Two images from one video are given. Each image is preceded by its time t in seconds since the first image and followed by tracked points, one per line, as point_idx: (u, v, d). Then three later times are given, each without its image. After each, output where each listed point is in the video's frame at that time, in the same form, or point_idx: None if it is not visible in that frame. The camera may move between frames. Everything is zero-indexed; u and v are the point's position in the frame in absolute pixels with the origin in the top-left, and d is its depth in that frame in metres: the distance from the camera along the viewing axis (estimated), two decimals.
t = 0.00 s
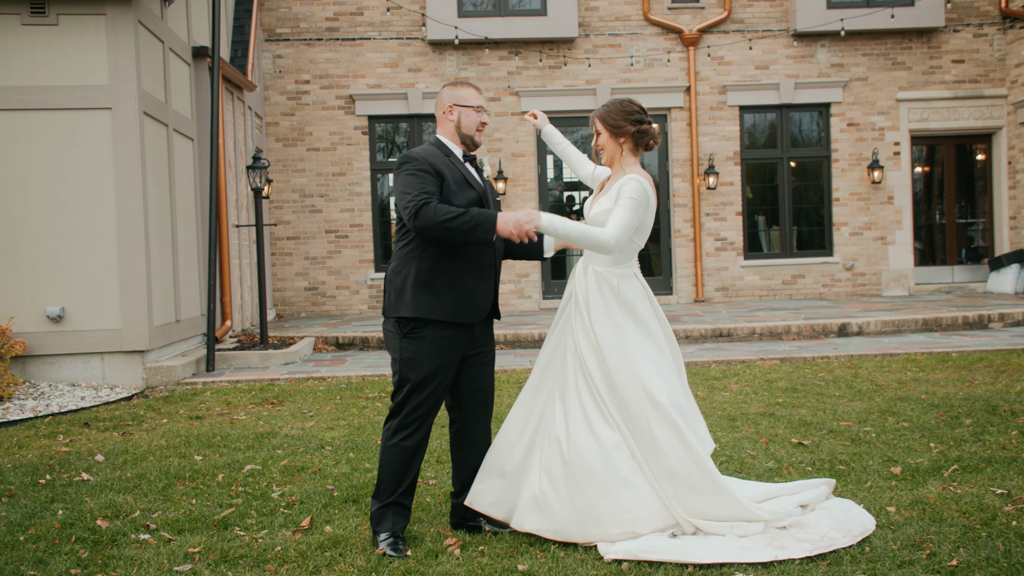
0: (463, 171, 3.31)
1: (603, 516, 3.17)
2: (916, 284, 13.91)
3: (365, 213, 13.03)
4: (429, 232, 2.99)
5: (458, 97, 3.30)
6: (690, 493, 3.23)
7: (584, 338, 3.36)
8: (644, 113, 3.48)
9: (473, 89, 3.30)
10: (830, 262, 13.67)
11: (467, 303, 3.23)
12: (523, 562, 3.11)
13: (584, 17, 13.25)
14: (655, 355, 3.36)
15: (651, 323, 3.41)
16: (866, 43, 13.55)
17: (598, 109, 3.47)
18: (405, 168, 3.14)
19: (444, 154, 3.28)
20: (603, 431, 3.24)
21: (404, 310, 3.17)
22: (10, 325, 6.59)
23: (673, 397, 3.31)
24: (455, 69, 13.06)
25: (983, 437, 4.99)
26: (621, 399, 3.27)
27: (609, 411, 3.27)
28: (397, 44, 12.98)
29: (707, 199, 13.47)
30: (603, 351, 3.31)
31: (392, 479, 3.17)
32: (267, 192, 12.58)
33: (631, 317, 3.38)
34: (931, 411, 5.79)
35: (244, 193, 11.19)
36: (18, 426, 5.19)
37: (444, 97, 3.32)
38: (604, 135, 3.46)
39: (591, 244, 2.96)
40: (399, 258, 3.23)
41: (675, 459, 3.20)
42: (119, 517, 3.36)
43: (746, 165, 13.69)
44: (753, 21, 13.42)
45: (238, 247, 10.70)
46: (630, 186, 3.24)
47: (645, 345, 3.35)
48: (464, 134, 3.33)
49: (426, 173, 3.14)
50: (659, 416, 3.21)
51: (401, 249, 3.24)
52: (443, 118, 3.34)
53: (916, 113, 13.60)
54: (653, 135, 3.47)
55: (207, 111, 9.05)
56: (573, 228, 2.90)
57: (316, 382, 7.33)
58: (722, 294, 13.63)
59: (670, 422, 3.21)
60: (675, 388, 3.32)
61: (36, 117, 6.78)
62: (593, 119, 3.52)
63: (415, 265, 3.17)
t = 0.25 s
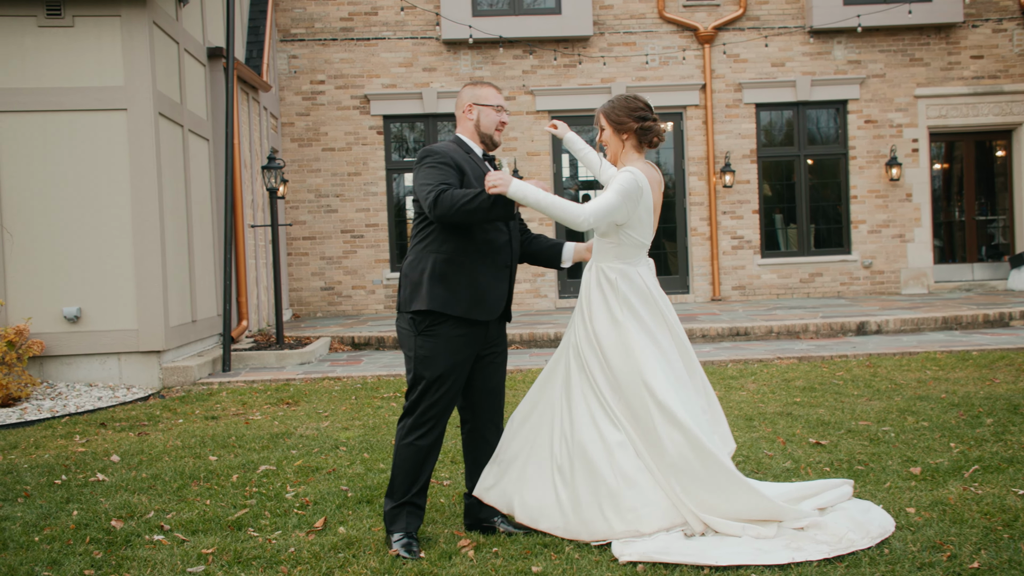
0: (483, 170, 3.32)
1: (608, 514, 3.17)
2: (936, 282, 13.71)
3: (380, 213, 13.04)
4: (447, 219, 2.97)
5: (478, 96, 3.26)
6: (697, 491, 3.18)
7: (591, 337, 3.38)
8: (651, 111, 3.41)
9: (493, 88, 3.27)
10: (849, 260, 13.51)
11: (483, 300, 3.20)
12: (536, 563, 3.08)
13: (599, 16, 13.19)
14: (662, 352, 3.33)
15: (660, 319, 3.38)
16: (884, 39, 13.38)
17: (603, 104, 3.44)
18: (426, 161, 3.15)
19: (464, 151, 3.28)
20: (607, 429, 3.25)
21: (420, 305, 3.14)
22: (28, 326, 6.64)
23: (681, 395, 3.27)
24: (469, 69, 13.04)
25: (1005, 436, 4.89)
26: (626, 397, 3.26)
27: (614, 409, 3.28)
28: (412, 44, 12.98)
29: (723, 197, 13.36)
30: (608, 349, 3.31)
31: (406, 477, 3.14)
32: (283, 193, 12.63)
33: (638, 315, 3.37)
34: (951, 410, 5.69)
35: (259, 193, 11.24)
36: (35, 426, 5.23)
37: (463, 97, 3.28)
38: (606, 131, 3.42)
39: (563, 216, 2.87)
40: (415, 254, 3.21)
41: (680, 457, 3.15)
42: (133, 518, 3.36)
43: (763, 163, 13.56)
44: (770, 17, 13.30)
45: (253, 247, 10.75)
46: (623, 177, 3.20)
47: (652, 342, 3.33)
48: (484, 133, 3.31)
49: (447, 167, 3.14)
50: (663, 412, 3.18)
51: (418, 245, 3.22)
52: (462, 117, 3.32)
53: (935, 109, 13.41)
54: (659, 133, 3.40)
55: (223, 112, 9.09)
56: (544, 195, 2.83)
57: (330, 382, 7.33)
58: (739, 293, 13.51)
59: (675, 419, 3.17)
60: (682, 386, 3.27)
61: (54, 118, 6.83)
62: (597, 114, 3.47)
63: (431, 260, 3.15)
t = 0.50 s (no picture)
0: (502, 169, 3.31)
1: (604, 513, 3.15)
2: (953, 284, 13.55)
3: (393, 213, 13.05)
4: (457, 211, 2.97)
5: (494, 97, 3.23)
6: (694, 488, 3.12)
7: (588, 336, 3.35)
8: (653, 110, 3.36)
9: (512, 89, 3.25)
10: (864, 261, 13.37)
11: (494, 298, 3.17)
12: (543, 567, 3.04)
13: (613, 15, 13.13)
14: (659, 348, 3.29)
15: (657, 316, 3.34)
16: (902, 38, 13.24)
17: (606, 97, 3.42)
18: (442, 156, 3.13)
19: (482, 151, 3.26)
20: (603, 427, 3.23)
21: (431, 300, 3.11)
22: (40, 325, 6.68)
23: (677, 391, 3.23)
24: (483, 69, 13.03)
25: (1021, 440, 4.80)
26: (622, 395, 3.23)
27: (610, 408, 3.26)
28: (425, 45, 12.99)
29: (737, 197, 13.26)
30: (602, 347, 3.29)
31: (413, 475, 3.12)
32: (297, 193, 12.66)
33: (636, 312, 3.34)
34: (966, 413, 5.60)
35: (272, 193, 11.27)
36: (46, 425, 5.26)
37: (481, 98, 3.26)
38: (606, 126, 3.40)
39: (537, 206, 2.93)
40: (427, 250, 3.19)
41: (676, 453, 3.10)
42: (139, 518, 3.36)
43: (778, 163, 13.45)
44: (785, 17, 13.20)
45: (266, 247, 10.79)
46: (609, 171, 3.18)
47: (648, 339, 3.29)
48: (500, 133, 3.29)
49: (464, 162, 3.13)
50: (658, 407, 3.15)
51: (431, 239, 3.20)
52: (479, 117, 3.30)
53: (952, 109, 13.25)
54: (658, 133, 3.36)
55: (236, 112, 9.13)
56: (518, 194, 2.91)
57: (341, 382, 7.33)
58: (753, 294, 13.40)
59: (672, 414, 3.13)
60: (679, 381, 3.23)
61: (68, 117, 6.88)
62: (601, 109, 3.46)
63: (442, 257, 3.13)
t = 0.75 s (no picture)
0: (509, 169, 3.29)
1: (584, 514, 3.19)
2: (959, 284, 13.48)
3: (397, 213, 13.05)
4: (447, 210, 3.04)
5: (501, 98, 3.23)
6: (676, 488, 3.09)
7: (572, 339, 3.33)
8: (637, 108, 3.30)
9: (519, 89, 3.22)
10: (870, 262, 13.31)
11: (496, 299, 3.15)
12: (542, 570, 3.03)
13: (619, 14, 13.10)
14: (642, 348, 3.25)
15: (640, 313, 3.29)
16: (908, 38, 13.18)
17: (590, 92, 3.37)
18: (447, 151, 3.11)
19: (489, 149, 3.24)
20: (587, 432, 3.22)
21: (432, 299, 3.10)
22: (43, 324, 6.69)
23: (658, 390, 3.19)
24: (488, 68, 13.01)
25: None
26: (603, 396, 3.21)
27: (592, 409, 3.24)
28: (431, 44, 12.98)
29: (743, 197, 13.21)
30: (583, 347, 3.28)
31: (409, 475, 3.08)
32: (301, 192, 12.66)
33: (620, 310, 3.30)
34: (970, 415, 5.57)
35: (276, 192, 11.28)
36: (47, 425, 5.27)
37: (488, 99, 3.27)
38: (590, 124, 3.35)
39: (518, 234, 2.94)
40: (429, 248, 3.19)
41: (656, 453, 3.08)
42: (138, 519, 3.36)
43: (783, 163, 13.40)
44: (792, 16, 13.15)
45: (270, 246, 10.80)
46: (579, 174, 3.16)
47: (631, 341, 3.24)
48: (507, 133, 3.26)
49: (469, 161, 3.11)
50: (638, 409, 3.12)
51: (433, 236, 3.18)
52: (486, 119, 3.29)
53: (959, 109, 13.19)
54: (642, 131, 3.30)
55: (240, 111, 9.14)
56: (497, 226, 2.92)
57: (344, 382, 7.32)
58: (758, 294, 13.35)
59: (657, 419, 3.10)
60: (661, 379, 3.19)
61: (71, 115, 6.89)
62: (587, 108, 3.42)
63: (446, 256, 3.13)
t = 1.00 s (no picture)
0: (512, 173, 3.27)
1: (568, 521, 3.19)
2: (966, 286, 13.40)
3: (402, 212, 13.04)
4: (453, 223, 3.01)
5: (505, 99, 3.20)
6: (654, 495, 3.06)
7: (555, 347, 3.32)
8: (610, 109, 3.26)
9: (523, 91, 3.19)
10: (876, 263, 13.25)
11: (494, 304, 3.14)
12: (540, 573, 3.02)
13: (625, 14, 13.06)
14: (620, 354, 3.22)
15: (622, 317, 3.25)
16: (915, 38, 13.12)
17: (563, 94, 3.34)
18: (452, 156, 3.08)
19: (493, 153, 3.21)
20: (569, 440, 3.21)
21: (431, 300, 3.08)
22: (45, 323, 6.70)
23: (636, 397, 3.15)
24: (494, 67, 12.99)
25: None
26: (584, 405, 3.20)
27: (572, 416, 3.24)
28: (436, 43, 12.97)
29: (748, 198, 13.17)
30: (563, 354, 3.27)
31: (404, 477, 3.04)
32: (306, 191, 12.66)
33: (600, 316, 3.28)
34: (976, 419, 5.53)
35: (280, 191, 11.29)
36: (48, 424, 5.28)
37: (492, 100, 3.23)
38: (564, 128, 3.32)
39: (508, 259, 2.96)
40: (427, 249, 3.16)
41: (633, 461, 3.05)
42: (135, 520, 3.35)
43: (789, 163, 13.34)
44: (798, 16, 13.10)
45: (274, 245, 10.80)
46: (552, 185, 3.11)
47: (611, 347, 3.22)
48: (511, 135, 3.23)
49: (473, 167, 3.08)
50: (614, 416, 3.09)
51: (433, 239, 3.16)
52: (490, 120, 3.26)
53: (966, 110, 13.12)
54: (616, 131, 3.25)
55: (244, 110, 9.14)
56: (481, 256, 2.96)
57: (346, 382, 7.31)
58: (763, 295, 13.30)
59: (636, 425, 3.08)
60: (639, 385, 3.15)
61: (73, 113, 6.90)
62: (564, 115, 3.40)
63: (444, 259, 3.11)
